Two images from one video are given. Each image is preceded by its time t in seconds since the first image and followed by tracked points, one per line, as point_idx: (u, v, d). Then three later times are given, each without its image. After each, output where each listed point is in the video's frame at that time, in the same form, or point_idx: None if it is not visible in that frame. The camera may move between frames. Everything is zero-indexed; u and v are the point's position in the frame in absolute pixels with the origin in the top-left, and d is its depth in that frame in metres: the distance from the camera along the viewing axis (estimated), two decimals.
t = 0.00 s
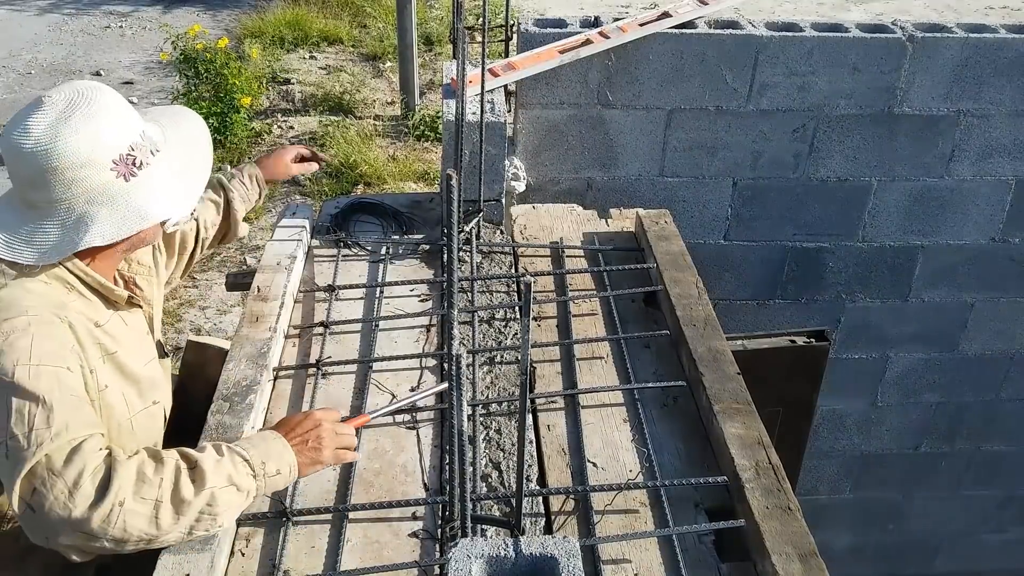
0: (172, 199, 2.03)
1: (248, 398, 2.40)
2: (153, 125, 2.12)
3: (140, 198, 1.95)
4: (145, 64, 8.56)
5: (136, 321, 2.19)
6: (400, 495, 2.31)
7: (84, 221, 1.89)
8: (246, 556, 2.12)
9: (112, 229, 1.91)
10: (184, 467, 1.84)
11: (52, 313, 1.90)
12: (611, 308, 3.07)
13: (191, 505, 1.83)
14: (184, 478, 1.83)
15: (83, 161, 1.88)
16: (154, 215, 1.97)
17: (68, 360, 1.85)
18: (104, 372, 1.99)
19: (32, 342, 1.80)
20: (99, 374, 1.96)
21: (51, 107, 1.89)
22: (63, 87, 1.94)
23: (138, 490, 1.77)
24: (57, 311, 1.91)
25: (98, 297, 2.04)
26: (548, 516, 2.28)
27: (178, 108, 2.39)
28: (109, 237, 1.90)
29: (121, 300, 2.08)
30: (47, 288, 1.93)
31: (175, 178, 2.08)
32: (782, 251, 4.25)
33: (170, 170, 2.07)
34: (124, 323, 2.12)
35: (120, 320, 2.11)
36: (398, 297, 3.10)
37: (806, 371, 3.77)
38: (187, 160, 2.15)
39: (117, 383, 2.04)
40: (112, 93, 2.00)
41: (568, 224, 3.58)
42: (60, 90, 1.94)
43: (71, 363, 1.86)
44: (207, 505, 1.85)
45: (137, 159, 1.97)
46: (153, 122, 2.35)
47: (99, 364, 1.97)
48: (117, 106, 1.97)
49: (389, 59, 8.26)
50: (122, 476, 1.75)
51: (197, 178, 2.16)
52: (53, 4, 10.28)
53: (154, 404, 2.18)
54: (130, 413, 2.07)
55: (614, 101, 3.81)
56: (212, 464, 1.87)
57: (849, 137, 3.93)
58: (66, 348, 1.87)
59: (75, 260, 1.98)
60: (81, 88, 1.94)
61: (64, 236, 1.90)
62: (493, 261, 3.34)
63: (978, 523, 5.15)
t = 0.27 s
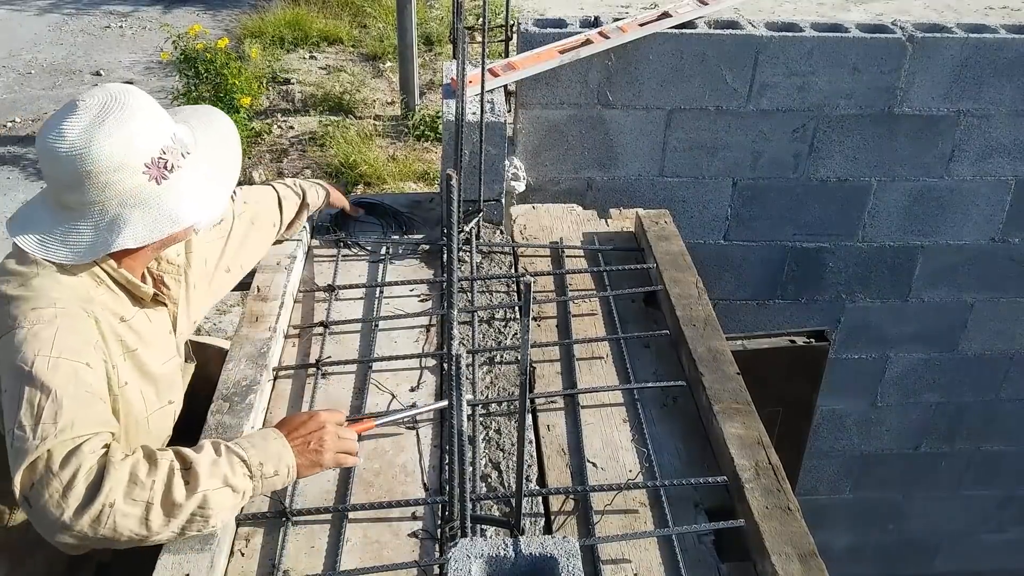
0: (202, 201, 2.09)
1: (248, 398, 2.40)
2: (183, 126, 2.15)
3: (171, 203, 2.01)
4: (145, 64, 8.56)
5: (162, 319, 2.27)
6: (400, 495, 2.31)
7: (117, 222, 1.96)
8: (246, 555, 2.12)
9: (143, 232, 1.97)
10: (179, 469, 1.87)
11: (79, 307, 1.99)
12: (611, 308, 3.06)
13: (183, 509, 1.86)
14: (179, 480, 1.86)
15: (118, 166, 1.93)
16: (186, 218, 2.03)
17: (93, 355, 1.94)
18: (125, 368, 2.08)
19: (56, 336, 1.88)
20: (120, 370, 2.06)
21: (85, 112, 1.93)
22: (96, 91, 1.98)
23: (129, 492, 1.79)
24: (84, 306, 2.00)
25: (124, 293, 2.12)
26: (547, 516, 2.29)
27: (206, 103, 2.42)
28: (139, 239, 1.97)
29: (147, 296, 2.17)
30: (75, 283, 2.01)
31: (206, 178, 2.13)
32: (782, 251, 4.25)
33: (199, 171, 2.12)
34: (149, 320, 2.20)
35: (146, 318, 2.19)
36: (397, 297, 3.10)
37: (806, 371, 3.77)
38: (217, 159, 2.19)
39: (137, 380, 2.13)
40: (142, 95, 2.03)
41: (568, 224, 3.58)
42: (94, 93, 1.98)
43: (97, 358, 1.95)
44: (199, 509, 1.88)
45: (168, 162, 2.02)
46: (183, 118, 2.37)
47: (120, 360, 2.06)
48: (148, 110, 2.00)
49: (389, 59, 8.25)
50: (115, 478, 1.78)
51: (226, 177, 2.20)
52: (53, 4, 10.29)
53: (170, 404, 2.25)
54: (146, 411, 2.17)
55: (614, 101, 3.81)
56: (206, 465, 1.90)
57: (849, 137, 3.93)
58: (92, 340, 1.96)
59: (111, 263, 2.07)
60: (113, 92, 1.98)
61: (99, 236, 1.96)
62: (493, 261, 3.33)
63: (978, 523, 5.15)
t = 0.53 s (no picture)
0: (217, 198, 2.19)
1: (249, 398, 2.40)
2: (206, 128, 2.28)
3: (188, 195, 2.12)
4: (145, 64, 8.57)
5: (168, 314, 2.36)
6: (401, 495, 2.31)
7: (135, 211, 2.07)
8: (247, 555, 2.12)
9: (160, 222, 2.08)
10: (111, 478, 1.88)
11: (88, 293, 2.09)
12: (612, 308, 3.06)
13: (110, 520, 1.88)
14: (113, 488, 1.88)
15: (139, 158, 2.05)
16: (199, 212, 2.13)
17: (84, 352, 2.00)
18: (126, 363, 2.16)
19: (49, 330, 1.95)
20: (120, 365, 2.14)
21: (113, 105, 2.07)
22: (127, 89, 2.13)
23: (54, 503, 1.84)
24: (88, 303, 2.07)
25: (133, 285, 2.22)
26: (548, 515, 2.29)
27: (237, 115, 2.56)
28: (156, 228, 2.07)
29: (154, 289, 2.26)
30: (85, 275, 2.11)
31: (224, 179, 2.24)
32: (782, 251, 4.25)
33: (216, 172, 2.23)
34: (154, 315, 2.29)
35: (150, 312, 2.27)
36: (398, 296, 3.09)
37: (806, 371, 3.77)
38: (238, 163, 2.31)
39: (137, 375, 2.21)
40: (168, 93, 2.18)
41: (569, 224, 3.57)
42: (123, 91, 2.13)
43: (88, 355, 2.02)
44: (127, 518, 1.89)
45: (188, 158, 2.14)
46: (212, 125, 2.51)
47: (121, 355, 2.14)
48: (171, 106, 2.14)
49: (389, 59, 8.25)
50: (44, 485, 1.82)
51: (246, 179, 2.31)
52: (54, 4, 10.29)
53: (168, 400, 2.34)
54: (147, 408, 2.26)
55: (614, 101, 3.81)
56: (140, 475, 1.91)
57: (850, 137, 3.93)
58: (88, 332, 2.04)
59: (123, 255, 2.17)
60: (142, 91, 2.13)
61: (113, 222, 2.08)
62: (493, 261, 3.33)
63: (979, 523, 5.15)
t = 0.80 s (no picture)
0: (180, 215, 2.11)
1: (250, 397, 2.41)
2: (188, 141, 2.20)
3: (152, 204, 2.06)
4: (145, 63, 8.57)
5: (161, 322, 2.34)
6: (401, 495, 2.31)
7: (97, 216, 2.02)
8: (247, 555, 2.12)
9: (117, 227, 2.01)
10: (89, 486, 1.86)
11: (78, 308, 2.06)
12: (612, 307, 3.06)
13: (98, 527, 1.88)
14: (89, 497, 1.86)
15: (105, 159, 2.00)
16: (155, 229, 2.05)
17: (75, 374, 1.99)
18: (119, 376, 2.15)
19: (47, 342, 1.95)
20: (113, 378, 2.13)
21: (87, 111, 2.04)
22: (109, 95, 2.09)
23: (40, 517, 1.84)
24: (80, 322, 2.05)
25: (117, 295, 2.19)
26: (548, 515, 2.29)
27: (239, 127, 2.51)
28: (112, 234, 2.01)
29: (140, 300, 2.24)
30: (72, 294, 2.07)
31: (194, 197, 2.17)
32: (782, 251, 4.25)
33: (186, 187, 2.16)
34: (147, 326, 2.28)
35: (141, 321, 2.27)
36: (398, 296, 3.09)
37: (806, 370, 3.77)
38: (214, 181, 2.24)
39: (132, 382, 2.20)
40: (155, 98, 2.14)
41: (569, 223, 3.57)
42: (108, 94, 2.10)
43: (78, 371, 2.00)
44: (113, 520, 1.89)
45: (153, 171, 2.06)
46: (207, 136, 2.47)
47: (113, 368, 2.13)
48: (153, 111, 2.10)
49: (389, 59, 8.25)
50: (22, 506, 1.82)
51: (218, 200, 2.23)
52: (54, 4, 10.29)
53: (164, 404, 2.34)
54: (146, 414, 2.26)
55: (614, 101, 3.81)
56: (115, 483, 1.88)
57: (850, 137, 3.93)
58: (80, 349, 2.02)
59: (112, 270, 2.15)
60: (122, 97, 2.07)
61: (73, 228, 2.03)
62: (493, 261, 3.33)
63: (979, 522, 5.15)
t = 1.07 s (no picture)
0: (229, 219, 2.17)
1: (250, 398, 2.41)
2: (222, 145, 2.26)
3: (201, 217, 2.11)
4: (145, 64, 8.57)
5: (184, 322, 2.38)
6: (401, 495, 2.31)
7: (154, 227, 2.07)
8: (247, 555, 2.13)
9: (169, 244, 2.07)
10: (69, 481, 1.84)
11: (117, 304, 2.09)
12: (612, 307, 3.06)
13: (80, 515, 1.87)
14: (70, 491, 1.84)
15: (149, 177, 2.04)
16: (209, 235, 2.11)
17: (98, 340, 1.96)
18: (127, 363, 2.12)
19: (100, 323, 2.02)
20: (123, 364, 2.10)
21: (135, 122, 2.07)
22: (149, 105, 2.13)
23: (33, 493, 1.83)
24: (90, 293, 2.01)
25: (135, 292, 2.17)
26: (548, 516, 2.29)
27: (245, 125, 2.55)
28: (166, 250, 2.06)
29: (171, 298, 2.31)
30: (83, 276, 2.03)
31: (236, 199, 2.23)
32: (782, 251, 4.25)
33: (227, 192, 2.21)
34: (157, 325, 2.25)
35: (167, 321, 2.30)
36: (398, 296, 3.09)
37: (806, 370, 3.77)
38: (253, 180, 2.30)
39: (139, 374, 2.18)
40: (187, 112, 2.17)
41: (569, 224, 3.57)
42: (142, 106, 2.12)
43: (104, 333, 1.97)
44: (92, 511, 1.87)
45: (205, 181, 2.13)
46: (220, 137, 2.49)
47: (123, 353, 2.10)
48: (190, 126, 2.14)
49: (390, 59, 8.26)
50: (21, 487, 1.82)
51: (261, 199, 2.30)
52: (54, 4, 10.30)
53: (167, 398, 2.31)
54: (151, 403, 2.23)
55: (614, 101, 3.81)
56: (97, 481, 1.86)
57: (850, 137, 3.93)
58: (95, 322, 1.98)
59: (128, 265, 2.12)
60: (161, 108, 2.11)
61: (125, 241, 2.07)
62: (494, 261, 3.33)
63: (980, 523, 5.15)
